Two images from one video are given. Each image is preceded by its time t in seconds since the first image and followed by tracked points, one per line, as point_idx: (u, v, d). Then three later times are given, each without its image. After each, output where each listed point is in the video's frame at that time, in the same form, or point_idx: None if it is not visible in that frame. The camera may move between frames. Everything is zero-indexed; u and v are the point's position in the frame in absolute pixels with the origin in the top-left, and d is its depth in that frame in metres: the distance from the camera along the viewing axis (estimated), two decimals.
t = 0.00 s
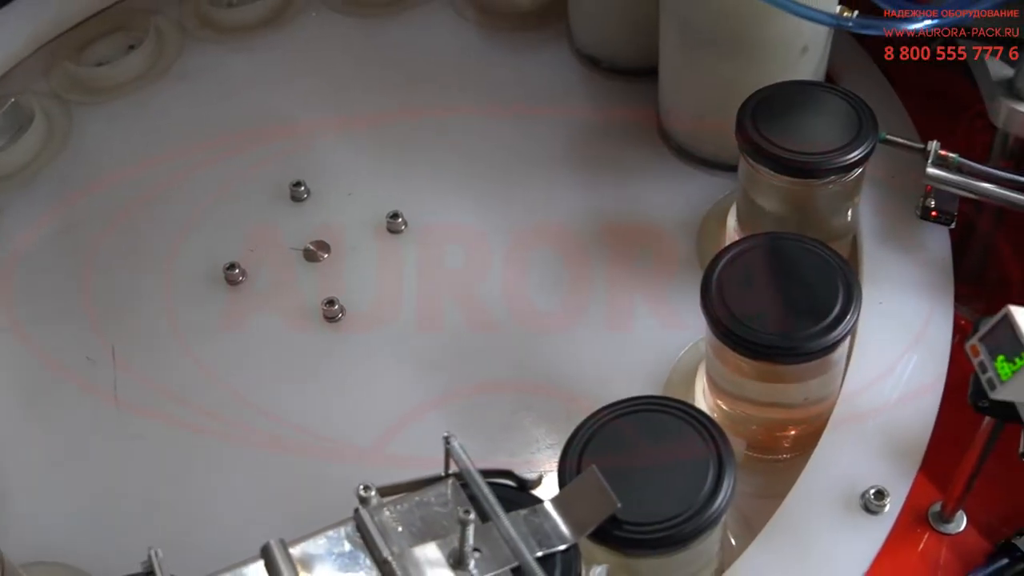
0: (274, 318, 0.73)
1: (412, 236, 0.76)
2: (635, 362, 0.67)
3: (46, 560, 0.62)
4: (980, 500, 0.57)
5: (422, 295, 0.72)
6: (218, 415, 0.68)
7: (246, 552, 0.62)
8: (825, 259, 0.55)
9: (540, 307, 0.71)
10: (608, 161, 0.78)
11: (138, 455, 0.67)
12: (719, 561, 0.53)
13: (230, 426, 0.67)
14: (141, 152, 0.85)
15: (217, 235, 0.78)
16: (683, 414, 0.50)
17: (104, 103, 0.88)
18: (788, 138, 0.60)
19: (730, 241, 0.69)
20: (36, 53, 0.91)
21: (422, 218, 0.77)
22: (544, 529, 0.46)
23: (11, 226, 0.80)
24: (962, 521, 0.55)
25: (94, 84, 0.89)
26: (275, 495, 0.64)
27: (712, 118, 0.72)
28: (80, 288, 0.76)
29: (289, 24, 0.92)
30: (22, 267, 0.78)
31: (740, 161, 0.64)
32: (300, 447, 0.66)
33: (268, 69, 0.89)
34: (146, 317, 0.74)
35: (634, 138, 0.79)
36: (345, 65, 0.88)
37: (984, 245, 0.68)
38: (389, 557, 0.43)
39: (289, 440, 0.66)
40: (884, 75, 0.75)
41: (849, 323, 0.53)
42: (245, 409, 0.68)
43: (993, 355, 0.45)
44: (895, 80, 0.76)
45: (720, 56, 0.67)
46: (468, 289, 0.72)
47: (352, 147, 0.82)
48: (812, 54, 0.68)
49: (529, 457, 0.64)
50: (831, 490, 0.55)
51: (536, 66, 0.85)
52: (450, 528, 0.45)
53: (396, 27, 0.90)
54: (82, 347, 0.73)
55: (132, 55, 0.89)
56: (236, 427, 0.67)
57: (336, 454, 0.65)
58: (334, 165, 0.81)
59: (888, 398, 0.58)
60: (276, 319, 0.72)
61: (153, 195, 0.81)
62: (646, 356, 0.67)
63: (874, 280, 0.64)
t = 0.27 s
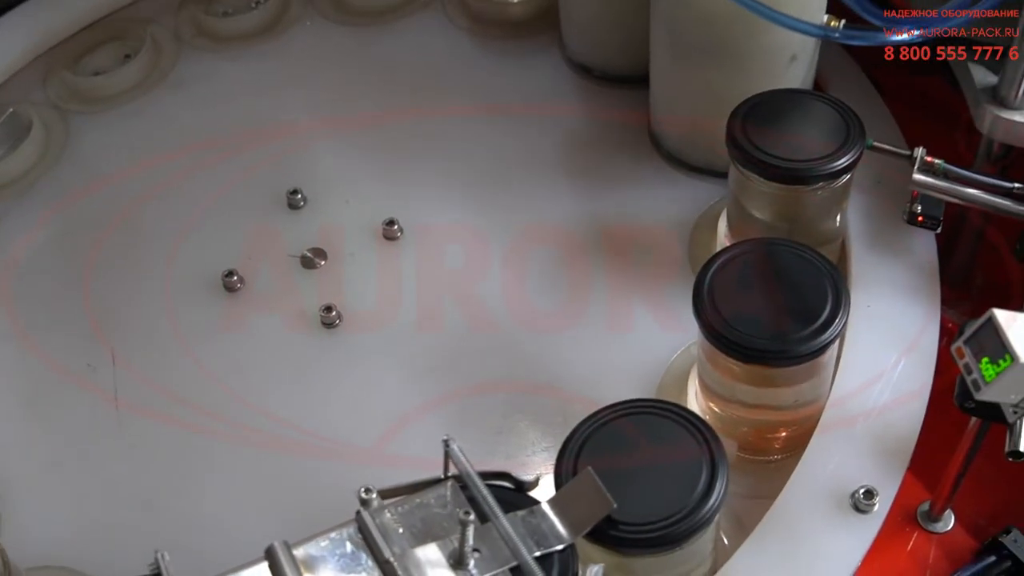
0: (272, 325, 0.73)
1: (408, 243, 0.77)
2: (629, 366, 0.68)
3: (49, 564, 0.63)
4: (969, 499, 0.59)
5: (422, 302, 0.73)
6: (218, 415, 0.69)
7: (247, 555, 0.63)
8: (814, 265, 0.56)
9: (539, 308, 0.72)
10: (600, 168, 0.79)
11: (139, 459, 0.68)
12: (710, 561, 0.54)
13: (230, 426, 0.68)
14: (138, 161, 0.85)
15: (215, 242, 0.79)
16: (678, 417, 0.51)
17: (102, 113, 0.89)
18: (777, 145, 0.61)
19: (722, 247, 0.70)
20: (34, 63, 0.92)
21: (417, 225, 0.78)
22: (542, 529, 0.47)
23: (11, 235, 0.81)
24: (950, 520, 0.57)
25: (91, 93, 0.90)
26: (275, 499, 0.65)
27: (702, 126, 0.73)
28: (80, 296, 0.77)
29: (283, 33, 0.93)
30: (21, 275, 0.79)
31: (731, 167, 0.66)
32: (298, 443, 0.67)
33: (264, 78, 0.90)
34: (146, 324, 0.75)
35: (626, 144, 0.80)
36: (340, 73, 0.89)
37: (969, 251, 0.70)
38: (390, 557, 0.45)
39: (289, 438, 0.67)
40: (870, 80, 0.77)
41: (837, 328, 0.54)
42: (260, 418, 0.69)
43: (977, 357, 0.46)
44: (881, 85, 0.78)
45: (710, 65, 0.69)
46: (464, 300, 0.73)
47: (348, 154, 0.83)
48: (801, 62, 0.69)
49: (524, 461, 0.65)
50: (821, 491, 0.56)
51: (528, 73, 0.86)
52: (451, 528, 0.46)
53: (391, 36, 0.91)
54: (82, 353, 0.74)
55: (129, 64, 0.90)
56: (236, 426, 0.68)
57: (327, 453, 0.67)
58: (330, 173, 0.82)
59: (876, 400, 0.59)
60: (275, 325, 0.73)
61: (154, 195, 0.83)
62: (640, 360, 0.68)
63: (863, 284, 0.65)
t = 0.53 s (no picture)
0: (277, 333, 0.75)
1: (410, 253, 0.78)
2: (628, 372, 0.69)
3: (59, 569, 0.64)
4: (961, 502, 0.60)
5: (422, 306, 0.75)
6: (222, 419, 0.70)
7: (254, 559, 0.64)
8: (809, 273, 0.58)
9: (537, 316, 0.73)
10: (598, 178, 0.80)
11: (146, 466, 0.69)
12: (710, 562, 0.55)
13: (233, 430, 0.70)
14: (142, 172, 0.87)
15: (219, 252, 0.80)
16: (678, 421, 0.52)
17: (105, 125, 0.90)
18: (772, 156, 0.62)
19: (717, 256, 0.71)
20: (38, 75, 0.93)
21: (419, 235, 0.79)
22: (546, 532, 0.48)
23: (17, 245, 0.83)
24: (944, 523, 0.58)
25: (95, 105, 0.91)
26: (281, 504, 0.66)
27: (698, 137, 0.74)
28: (86, 305, 0.78)
29: (284, 45, 0.94)
30: (28, 285, 0.80)
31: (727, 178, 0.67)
32: (298, 443, 0.69)
33: (265, 90, 0.91)
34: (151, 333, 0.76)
35: (623, 155, 0.81)
36: (340, 85, 0.90)
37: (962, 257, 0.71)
38: (399, 560, 0.46)
39: (289, 438, 0.69)
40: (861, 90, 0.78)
41: (831, 335, 0.55)
42: (260, 419, 0.70)
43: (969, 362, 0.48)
44: (875, 96, 0.79)
45: (706, 78, 0.70)
46: (465, 307, 0.75)
47: (350, 166, 0.84)
48: (795, 74, 0.71)
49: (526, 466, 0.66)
50: (818, 494, 0.57)
51: (527, 85, 0.87)
52: (456, 532, 0.48)
53: (390, 48, 0.93)
54: (89, 362, 0.75)
55: (133, 76, 0.91)
56: (235, 426, 0.70)
57: (322, 451, 0.68)
58: (332, 184, 0.83)
59: (870, 405, 0.61)
60: (279, 333, 0.75)
61: (153, 194, 0.85)
62: (639, 366, 0.70)
63: (857, 292, 0.66)
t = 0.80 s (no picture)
0: (282, 343, 0.76)
1: (413, 264, 0.79)
2: (629, 380, 0.70)
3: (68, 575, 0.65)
4: (957, 508, 0.61)
5: (426, 315, 0.76)
6: (229, 427, 0.71)
7: (261, 563, 0.64)
8: (807, 282, 0.59)
9: (535, 329, 0.74)
10: (598, 190, 0.82)
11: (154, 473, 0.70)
12: (712, 565, 0.56)
13: (240, 438, 0.71)
14: (147, 184, 0.88)
15: (225, 263, 0.81)
16: (682, 429, 0.54)
17: (110, 138, 0.92)
18: (769, 168, 0.64)
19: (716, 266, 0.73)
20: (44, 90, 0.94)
21: (422, 247, 0.80)
22: (552, 535, 0.49)
23: (24, 256, 0.84)
24: (939, 528, 0.59)
25: (100, 119, 0.92)
26: (288, 510, 0.67)
27: (697, 151, 0.76)
28: (94, 316, 0.79)
29: (287, 61, 0.96)
30: (35, 296, 0.81)
31: (725, 190, 0.68)
32: (298, 443, 0.70)
33: (268, 104, 0.92)
34: (158, 343, 0.77)
35: (623, 167, 0.83)
36: (343, 100, 0.92)
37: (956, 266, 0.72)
38: (410, 563, 0.47)
39: (289, 438, 0.70)
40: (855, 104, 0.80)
41: (829, 342, 0.56)
42: (260, 419, 0.71)
43: (963, 368, 0.49)
44: (870, 110, 0.81)
45: (704, 93, 0.72)
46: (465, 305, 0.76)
47: (353, 178, 0.86)
48: (791, 88, 0.72)
49: (530, 473, 0.67)
50: (817, 499, 0.59)
51: (527, 99, 0.89)
52: (466, 535, 0.49)
53: (392, 63, 0.94)
54: (97, 372, 0.76)
55: (138, 90, 0.92)
56: (237, 427, 0.71)
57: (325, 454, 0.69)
58: (335, 196, 0.84)
59: (866, 413, 0.62)
60: (284, 343, 0.76)
61: (153, 193, 0.87)
62: (640, 374, 0.71)
63: (853, 302, 0.68)
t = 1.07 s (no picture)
0: (285, 357, 0.77)
1: (414, 279, 0.81)
2: (626, 394, 0.72)
3: None
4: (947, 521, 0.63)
5: (426, 329, 0.77)
6: (233, 441, 0.73)
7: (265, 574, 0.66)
8: (799, 297, 0.61)
9: (530, 348, 0.75)
10: (594, 207, 0.83)
11: (160, 485, 0.71)
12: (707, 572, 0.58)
13: (244, 452, 0.72)
14: (151, 202, 0.89)
15: (228, 279, 0.83)
16: (679, 440, 0.55)
17: (115, 156, 0.93)
18: (762, 186, 0.66)
19: (711, 282, 0.74)
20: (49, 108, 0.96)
21: (422, 263, 0.82)
22: (552, 544, 0.51)
23: (31, 273, 0.85)
24: (929, 537, 0.60)
25: (104, 137, 0.94)
26: (292, 522, 0.68)
27: (691, 169, 0.77)
28: (99, 331, 0.81)
29: (288, 79, 0.97)
30: (42, 312, 0.83)
31: (718, 207, 0.70)
32: (298, 443, 0.72)
33: (270, 123, 0.94)
34: (163, 357, 0.78)
35: (619, 184, 0.84)
36: (344, 118, 0.93)
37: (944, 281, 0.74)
38: (413, 571, 0.48)
39: (289, 438, 0.72)
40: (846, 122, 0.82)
41: (821, 356, 0.58)
42: (260, 418, 0.74)
43: (950, 381, 0.51)
44: (860, 127, 0.83)
45: (698, 113, 0.73)
46: (465, 303, 0.79)
47: (354, 196, 0.87)
48: (783, 108, 0.74)
49: (529, 485, 0.68)
50: (810, 508, 0.60)
51: (524, 118, 0.90)
52: (468, 544, 0.50)
53: (391, 82, 0.96)
54: (104, 386, 0.77)
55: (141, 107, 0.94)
56: (239, 431, 0.73)
57: (322, 451, 0.71)
58: (337, 213, 0.86)
59: (857, 425, 0.63)
60: (287, 357, 0.77)
61: (157, 211, 0.89)
62: (636, 388, 0.72)
63: (844, 317, 0.69)
